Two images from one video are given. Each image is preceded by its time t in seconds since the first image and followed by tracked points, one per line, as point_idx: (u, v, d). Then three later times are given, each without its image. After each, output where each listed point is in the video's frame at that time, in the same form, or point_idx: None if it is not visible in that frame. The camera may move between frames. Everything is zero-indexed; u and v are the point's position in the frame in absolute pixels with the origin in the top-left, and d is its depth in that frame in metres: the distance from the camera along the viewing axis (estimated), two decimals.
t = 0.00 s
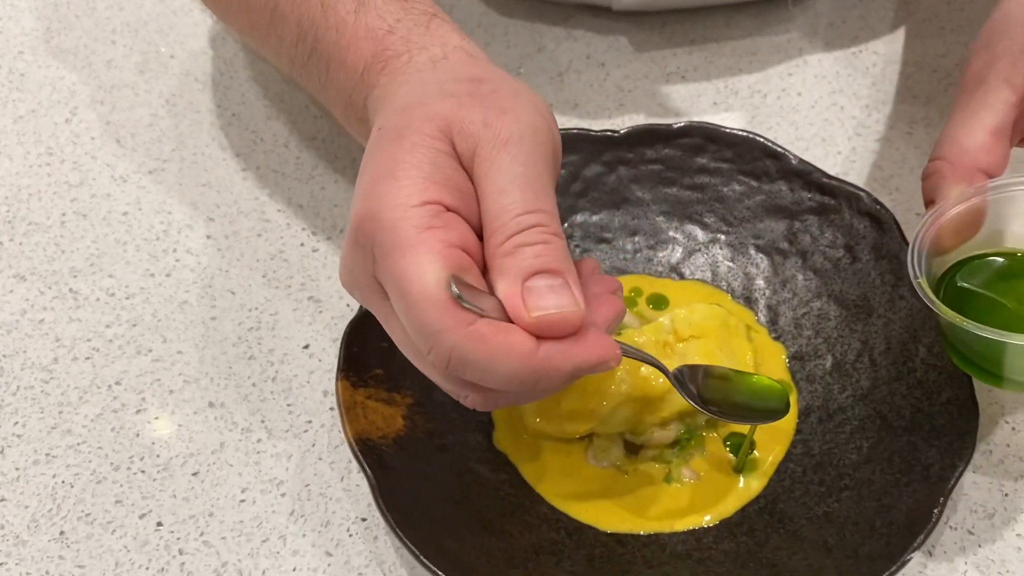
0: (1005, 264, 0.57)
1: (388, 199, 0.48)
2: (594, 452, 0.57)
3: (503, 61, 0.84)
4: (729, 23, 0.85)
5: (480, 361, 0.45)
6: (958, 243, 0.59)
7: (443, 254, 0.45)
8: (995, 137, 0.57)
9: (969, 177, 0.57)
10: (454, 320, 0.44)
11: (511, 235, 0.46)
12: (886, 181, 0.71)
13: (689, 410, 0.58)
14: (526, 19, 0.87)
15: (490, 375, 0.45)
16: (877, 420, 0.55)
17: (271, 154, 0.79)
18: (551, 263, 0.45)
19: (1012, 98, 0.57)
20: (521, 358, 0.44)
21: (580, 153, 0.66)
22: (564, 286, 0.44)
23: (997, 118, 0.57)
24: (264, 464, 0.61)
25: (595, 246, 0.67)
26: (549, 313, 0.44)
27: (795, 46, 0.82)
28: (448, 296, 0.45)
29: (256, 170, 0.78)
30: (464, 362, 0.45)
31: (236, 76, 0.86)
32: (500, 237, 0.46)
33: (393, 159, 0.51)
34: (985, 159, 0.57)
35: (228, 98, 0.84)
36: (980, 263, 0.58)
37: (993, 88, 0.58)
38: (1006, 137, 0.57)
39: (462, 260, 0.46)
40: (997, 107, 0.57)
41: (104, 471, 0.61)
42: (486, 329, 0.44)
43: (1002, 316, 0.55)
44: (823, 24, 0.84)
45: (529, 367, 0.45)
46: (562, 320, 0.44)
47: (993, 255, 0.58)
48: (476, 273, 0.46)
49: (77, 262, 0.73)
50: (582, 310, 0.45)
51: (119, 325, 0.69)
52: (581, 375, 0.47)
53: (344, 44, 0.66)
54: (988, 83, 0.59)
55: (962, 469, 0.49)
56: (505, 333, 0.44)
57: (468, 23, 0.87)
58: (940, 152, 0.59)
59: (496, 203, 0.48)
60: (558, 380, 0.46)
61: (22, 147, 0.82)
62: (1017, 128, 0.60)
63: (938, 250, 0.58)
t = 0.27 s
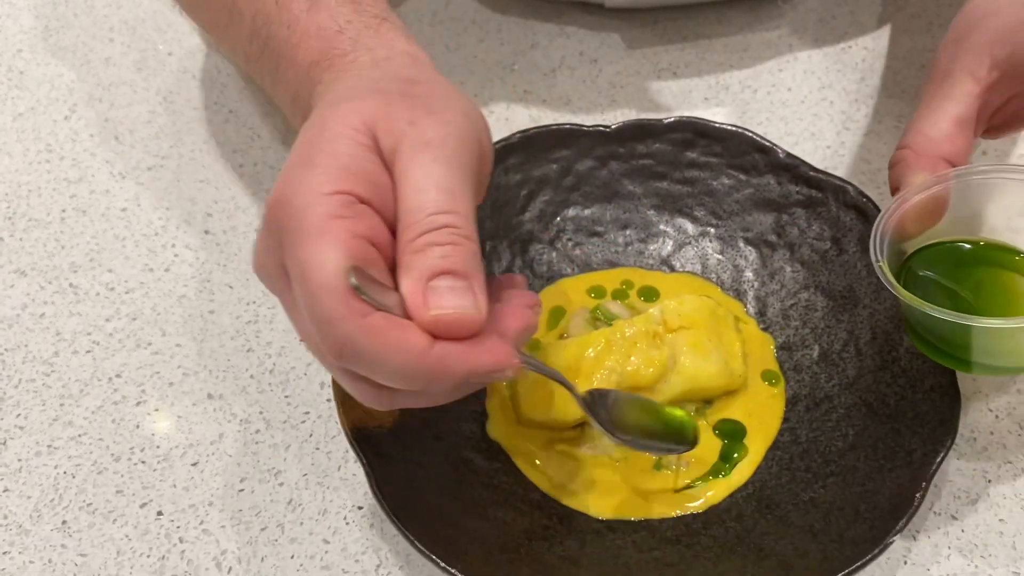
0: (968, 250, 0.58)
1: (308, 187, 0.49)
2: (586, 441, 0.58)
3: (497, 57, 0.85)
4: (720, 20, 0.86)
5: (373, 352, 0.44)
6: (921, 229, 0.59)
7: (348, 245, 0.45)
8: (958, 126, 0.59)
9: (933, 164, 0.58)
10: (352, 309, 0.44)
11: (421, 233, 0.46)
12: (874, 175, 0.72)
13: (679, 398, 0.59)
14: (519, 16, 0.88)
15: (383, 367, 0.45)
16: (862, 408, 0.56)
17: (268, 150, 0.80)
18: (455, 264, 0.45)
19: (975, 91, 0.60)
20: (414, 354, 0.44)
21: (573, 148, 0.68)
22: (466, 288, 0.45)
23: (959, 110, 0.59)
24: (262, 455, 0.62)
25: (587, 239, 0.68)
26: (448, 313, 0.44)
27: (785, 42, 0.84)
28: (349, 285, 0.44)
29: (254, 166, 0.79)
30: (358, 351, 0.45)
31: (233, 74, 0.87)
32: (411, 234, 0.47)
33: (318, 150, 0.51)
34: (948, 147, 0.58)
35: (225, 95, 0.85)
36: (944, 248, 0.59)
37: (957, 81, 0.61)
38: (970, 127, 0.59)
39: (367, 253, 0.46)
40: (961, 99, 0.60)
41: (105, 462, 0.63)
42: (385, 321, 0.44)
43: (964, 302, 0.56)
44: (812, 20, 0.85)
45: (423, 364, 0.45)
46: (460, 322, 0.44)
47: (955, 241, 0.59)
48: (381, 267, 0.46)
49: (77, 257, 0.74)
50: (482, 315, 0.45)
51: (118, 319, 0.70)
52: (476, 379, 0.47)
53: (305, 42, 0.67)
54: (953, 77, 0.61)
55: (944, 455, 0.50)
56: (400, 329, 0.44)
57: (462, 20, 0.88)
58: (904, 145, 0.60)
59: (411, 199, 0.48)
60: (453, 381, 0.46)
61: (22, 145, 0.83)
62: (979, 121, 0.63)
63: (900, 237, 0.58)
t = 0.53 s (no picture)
0: (934, 239, 0.60)
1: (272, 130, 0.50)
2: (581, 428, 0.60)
3: (494, 54, 0.86)
4: (713, 17, 0.88)
5: (324, 280, 0.45)
6: (891, 217, 0.61)
7: (311, 182, 0.47)
8: (927, 119, 0.60)
9: (902, 156, 0.59)
10: (310, 236, 0.45)
11: (380, 183, 0.49)
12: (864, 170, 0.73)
13: (673, 387, 0.61)
14: (516, 14, 0.90)
15: (331, 298, 0.46)
16: (851, 395, 0.57)
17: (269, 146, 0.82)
18: (409, 214, 0.48)
19: (945, 84, 0.62)
20: (365, 286, 0.45)
21: (568, 143, 0.69)
22: (419, 236, 0.47)
23: (927, 104, 0.61)
24: (265, 443, 0.63)
25: (583, 232, 0.70)
26: (401, 252, 0.46)
27: (778, 39, 0.85)
28: (310, 215, 0.46)
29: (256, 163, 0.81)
30: (309, 278, 0.46)
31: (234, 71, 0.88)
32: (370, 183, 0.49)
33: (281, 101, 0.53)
34: (916, 139, 0.60)
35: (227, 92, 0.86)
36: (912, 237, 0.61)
37: (927, 75, 0.62)
38: (939, 119, 0.61)
39: (328, 193, 0.48)
40: (930, 92, 0.61)
41: (111, 451, 0.64)
42: (341, 251, 0.45)
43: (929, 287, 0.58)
44: (804, 18, 0.86)
45: (371, 299, 0.46)
46: (412, 263, 0.46)
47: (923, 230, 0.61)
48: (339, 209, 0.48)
49: (82, 252, 0.76)
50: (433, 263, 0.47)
51: (123, 312, 0.71)
52: (416, 325, 0.48)
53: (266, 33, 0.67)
54: (923, 71, 0.63)
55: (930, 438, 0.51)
56: (355, 260, 0.45)
57: (460, 18, 0.89)
58: (874, 137, 0.62)
59: (371, 153, 0.50)
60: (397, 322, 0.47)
61: (26, 142, 0.84)
62: (949, 113, 0.64)
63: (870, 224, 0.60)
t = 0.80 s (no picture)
0: (921, 233, 0.61)
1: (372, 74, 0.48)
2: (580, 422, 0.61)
3: (493, 55, 0.87)
4: (710, 18, 0.89)
5: (456, 208, 0.42)
6: (878, 211, 0.62)
7: (432, 119, 0.45)
8: (914, 114, 0.62)
9: (889, 151, 0.60)
10: (446, 164, 0.43)
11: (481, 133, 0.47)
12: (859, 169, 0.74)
13: (670, 382, 0.62)
14: (515, 15, 0.90)
15: (454, 230, 0.43)
16: (847, 389, 0.58)
17: (271, 146, 0.83)
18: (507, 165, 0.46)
19: (930, 81, 0.63)
20: (491, 218, 0.43)
21: (567, 142, 0.70)
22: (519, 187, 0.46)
23: (914, 100, 0.62)
24: (269, 439, 0.64)
25: (581, 230, 0.70)
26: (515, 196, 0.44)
27: (774, 39, 0.86)
28: (438, 147, 0.44)
29: (258, 163, 0.81)
30: (438, 204, 0.42)
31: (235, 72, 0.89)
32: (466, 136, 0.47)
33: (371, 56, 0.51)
34: (903, 133, 0.61)
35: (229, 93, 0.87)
36: (899, 233, 0.62)
37: (915, 72, 0.63)
38: (925, 114, 0.62)
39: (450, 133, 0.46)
40: (917, 88, 0.62)
41: (117, 447, 0.65)
42: (471, 184, 0.43)
43: (915, 280, 0.58)
44: (800, 18, 0.87)
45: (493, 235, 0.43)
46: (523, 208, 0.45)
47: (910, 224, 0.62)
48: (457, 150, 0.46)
49: (86, 251, 0.76)
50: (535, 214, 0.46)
51: (127, 311, 0.72)
52: (515, 279, 0.46)
53: (261, 14, 0.66)
54: (910, 68, 0.64)
55: (924, 430, 0.52)
56: (482, 193, 0.43)
57: (459, 19, 0.90)
58: (862, 133, 0.62)
59: (469, 115, 0.49)
60: (504, 270, 0.45)
61: (30, 143, 0.85)
62: (934, 109, 0.65)
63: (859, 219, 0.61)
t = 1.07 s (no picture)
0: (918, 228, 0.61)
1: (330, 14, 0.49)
2: (583, 427, 0.62)
3: (493, 60, 0.87)
4: (709, 23, 0.89)
5: (397, 135, 0.43)
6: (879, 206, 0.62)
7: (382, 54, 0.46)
8: (913, 111, 0.62)
9: (889, 147, 0.61)
10: (391, 91, 0.44)
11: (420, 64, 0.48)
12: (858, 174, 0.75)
13: (671, 386, 0.62)
14: (515, 21, 0.91)
15: (394, 156, 0.44)
16: (846, 392, 0.58)
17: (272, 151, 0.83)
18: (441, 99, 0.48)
19: (929, 79, 0.63)
20: (433, 148, 0.44)
21: (567, 147, 0.70)
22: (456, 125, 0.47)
23: (912, 96, 0.62)
24: (271, 443, 0.64)
25: (582, 235, 0.71)
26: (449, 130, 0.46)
27: (772, 44, 0.86)
28: (385, 75, 0.45)
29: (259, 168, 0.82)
30: (380, 130, 0.43)
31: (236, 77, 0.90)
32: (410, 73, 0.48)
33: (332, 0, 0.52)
34: (902, 129, 0.61)
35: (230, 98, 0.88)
36: (898, 227, 0.62)
37: (914, 69, 0.64)
38: (923, 111, 0.63)
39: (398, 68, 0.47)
40: (916, 85, 0.63)
41: (119, 452, 0.65)
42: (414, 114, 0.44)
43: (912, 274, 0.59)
44: (799, 23, 0.88)
45: (431, 164, 0.44)
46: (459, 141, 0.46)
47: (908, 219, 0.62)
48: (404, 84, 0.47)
49: (88, 256, 0.77)
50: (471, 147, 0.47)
51: (129, 315, 0.72)
52: (448, 214, 0.47)
53: None
54: (910, 66, 0.65)
55: (923, 433, 0.52)
56: (422, 121, 0.44)
57: (459, 24, 0.91)
58: (861, 130, 0.63)
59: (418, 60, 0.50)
60: (439, 200, 0.46)
61: (32, 148, 0.85)
62: (933, 107, 0.66)
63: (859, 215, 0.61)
